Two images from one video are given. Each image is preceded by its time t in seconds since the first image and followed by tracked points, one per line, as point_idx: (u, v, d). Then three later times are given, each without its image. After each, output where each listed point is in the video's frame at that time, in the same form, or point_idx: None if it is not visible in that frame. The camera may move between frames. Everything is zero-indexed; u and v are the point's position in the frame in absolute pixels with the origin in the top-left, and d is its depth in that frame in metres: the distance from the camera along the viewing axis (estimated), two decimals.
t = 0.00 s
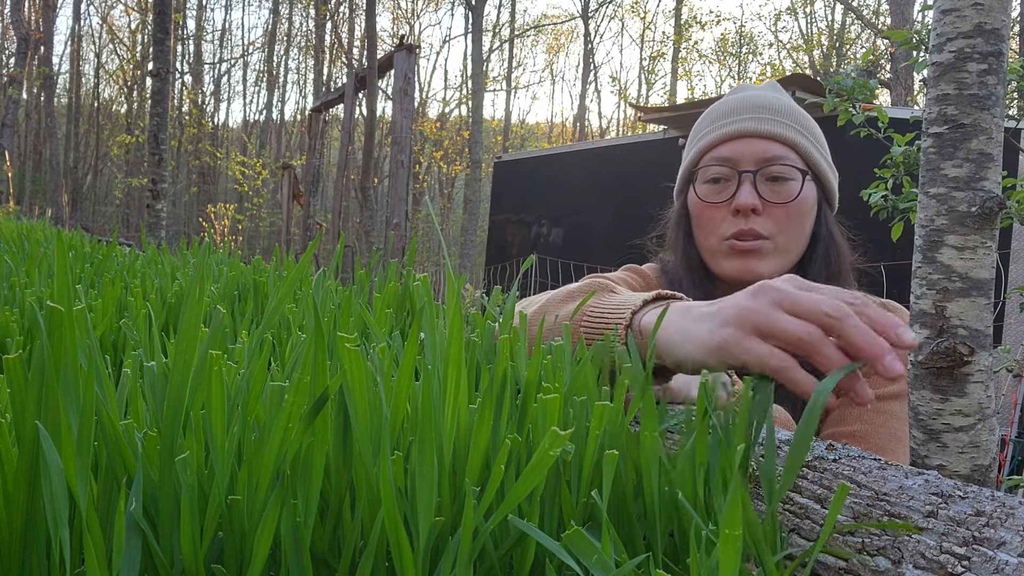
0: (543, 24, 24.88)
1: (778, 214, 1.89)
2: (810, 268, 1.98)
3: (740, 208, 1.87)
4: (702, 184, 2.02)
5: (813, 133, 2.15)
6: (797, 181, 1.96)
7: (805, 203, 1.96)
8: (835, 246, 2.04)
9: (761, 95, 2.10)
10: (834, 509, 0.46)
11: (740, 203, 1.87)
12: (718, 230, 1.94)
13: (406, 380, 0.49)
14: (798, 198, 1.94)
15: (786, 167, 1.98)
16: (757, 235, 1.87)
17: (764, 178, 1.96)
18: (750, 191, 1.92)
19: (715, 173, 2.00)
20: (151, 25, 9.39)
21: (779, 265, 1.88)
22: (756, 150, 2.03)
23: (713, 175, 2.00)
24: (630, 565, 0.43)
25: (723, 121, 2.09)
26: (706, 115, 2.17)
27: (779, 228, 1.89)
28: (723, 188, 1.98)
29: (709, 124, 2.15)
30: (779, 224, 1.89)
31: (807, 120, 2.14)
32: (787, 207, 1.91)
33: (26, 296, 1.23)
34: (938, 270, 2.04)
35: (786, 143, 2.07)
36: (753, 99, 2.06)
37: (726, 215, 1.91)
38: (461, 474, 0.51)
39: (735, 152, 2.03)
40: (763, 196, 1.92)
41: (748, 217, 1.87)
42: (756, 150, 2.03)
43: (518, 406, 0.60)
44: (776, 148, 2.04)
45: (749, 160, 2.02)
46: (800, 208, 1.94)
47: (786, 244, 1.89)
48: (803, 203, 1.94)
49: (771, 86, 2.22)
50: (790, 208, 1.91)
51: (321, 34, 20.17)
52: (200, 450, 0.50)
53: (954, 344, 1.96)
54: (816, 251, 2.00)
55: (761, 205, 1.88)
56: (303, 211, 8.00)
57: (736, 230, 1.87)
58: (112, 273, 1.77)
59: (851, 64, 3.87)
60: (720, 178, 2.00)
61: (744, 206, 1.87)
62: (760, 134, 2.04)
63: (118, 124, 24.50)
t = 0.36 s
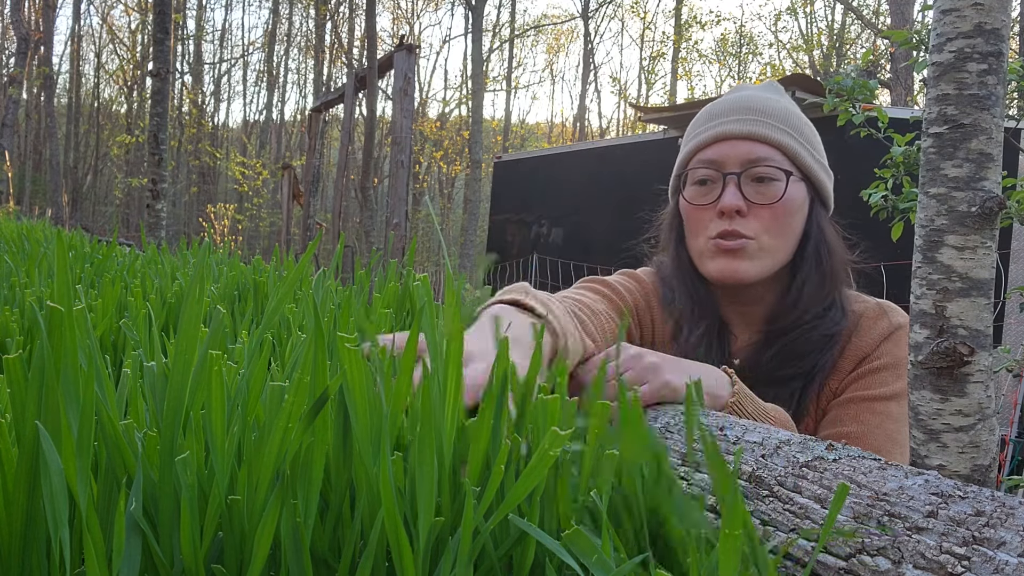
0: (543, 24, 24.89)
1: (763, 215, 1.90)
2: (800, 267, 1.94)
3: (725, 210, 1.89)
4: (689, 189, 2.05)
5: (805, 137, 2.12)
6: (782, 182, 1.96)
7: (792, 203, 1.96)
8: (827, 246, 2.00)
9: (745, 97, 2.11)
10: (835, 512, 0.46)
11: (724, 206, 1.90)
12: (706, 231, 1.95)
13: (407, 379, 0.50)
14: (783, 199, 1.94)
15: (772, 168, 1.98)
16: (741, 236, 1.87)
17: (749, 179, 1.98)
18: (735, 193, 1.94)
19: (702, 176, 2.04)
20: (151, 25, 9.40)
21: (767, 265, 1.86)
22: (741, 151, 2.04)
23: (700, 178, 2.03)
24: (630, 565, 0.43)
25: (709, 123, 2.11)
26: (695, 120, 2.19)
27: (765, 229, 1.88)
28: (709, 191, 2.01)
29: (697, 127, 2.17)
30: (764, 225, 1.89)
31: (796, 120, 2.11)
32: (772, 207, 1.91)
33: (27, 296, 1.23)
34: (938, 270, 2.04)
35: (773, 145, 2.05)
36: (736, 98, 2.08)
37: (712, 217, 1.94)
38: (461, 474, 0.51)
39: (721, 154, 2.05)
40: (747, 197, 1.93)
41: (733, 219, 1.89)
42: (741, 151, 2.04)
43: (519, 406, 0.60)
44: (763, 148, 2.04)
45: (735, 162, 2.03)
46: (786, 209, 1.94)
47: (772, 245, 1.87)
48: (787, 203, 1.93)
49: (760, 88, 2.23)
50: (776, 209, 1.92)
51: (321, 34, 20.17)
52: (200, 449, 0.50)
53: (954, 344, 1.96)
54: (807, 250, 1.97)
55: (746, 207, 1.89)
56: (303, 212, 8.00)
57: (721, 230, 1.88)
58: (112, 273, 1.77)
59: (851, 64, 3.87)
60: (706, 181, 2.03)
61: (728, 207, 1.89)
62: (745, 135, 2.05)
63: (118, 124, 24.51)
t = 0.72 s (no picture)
0: (542, 23, 24.87)
1: (758, 207, 1.92)
2: (795, 261, 1.94)
3: (719, 202, 1.92)
4: (686, 183, 2.07)
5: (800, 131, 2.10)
6: (776, 174, 1.97)
7: (788, 196, 1.97)
8: (822, 240, 1.99)
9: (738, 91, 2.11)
10: (836, 511, 0.46)
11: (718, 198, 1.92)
12: (701, 224, 1.97)
13: (407, 379, 0.50)
14: (777, 190, 1.96)
15: (766, 160, 1.99)
16: (737, 229, 1.89)
17: (743, 171, 1.99)
18: (729, 185, 1.96)
19: (697, 171, 2.06)
20: (151, 25, 9.41)
21: (763, 257, 1.88)
22: (735, 145, 2.04)
23: (695, 173, 2.05)
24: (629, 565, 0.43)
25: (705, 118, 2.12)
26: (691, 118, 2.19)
27: (758, 220, 1.90)
28: (704, 184, 2.04)
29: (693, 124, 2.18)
30: (758, 217, 1.91)
31: (791, 115, 2.11)
32: (766, 199, 1.92)
33: (26, 296, 1.23)
34: (938, 270, 2.04)
35: (767, 139, 2.04)
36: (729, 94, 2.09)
37: (708, 210, 1.96)
38: (461, 474, 0.51)
39: (717, 148, 2.06)
40: (742, 189, 1.95)
41: (727, 210, 1.91)
42: (735, 146, 2.04)
43: (520, 406, 0.61)
44: (758, 142, 2.03)
45: (729, 156, 2.03)
46: (780, 200, 1.95)
47: (765, 237, 1.89)
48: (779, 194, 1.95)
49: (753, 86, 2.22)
50: (770, 200, 1.93)
51: (320, 34, 20.16)
52: (200, 449, 0.50)
53: (954, 344, 1.95)
54: (801, 243, 1.97)
55: (739, 198, 1.91)
56: (303, 211, 7.99)
57: (716, 223, 1.91)
58: (112, 273, 1.77)
59: (851, 64, 3.87)
60: (701, 176, 2.05)
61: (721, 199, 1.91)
62: (739, 129, 2.04)
63: (118, 124, 24.50)
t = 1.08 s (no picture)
0: (542, 23, 24.85)
1: (763, 211, 1.91)
2: (799, 264, 1.93)
3: (723, 205, 1.92)
4: (690, 185, 2.06)
5: (805, 134, 2.10)
6: (781, 178, 1.96)
7: (794, 200, 1.96)
8: (826, 242, 2.00)
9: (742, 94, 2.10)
10: (836, 510, 0.47)
11: (722, 201, 1.92)
12: (705, 226, 1.97)
13: (406, 380, 0.50)
14: (783, 195, 1.95)
15: (772, 164, 1.98)
16: (742, 232, 1.90)
17: (748, 175, 1.98)
18: (734, 188, 1.96)
19: (701, 172, 2.05)
20: (151, 25, 9.42)
21: (767, 262, 1.88)
22: (739, 147, 2.03)
23: (699, 175, 2.04)
24: (630, 565, 0.43)
25: (708, 121, 2.10)
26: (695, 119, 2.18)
27: (763, 224, 1.90)
28: (709, 187, 2.03)
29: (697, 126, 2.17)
30: (763, 221, 1.91)
31: (796, 118, 2.10)
32: (771, 203, 1.92)
33: (26, 296, 1.23)
34: (938, 270, 2.04)
35: (772, 141, 2.04)
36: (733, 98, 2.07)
37: (711, 212, 1.96)
38: (461, 473, 0.51)
39: (721, 150, 2.04)
40: (746, 193, 1.95)
41: (731, 214, 1.91)
42: (739, 148, 2.02)
43: (520, 406, 0.61)
44: (762, 146, 2.03)
45: (734, 159, 2.02)
46: (785, 205, 1.94)
47: (770, 241, 1.90)
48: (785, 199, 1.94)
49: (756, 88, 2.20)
50: (775, 205, 1.92)
51: (321, 34, 20.15)
52: (200, 449, 0.50)
53: (954, 344, 1.95)
54: (805, 246, 1.97)
55: (744, 202, 1.91)
56: (303, 211, 7.99)
57: (719, 226, 1.91)
58: (112, 273, 1.77)
59: (851, 63, 3.87)
60: (706, 177, 2.04)
61: (726, 202, 1.90)
62: (744, 132, 2.03)
63: (119, 124, 24.50)
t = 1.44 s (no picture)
0: (542, 23, 24.84)
1: (779, 212, 1.90)
2: (803, 268, 1.94)
3: (741, 203, 1.89)
4: (703, 181, 2.03)
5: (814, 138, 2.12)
6: (798, 182, 1.96)
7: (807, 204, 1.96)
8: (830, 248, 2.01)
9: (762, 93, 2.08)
10: (837, 509, 0.47)
11: (741, 199, 1.89)
12: (718, 224, 1.95)
13: (406, 380, 0.49)
14: (799, 198, 1.94)
15: (789, 166, 1.97)
16: (756, 232, 1.88)
17: (766, 175, 1.96)
18: (752, 187, 1.94)
19: (716, 169, 2.02)
20: (150, 25, 9.44)
21: (780, 263, 1.87)
22: (756, 146, 2.02)
23: (715, 171, 2.01)
24: (630, 564, 0.43)
25: (725, 117, 2.07)
26: (706, 116, 2.15)
27: (778, 226, 1.89)
28: (724, 183, 1.99)
29: (709, 123, 2.14)
30: (778, 222, 1.89)
31: (808, 124, 2.11)
32: (787, 205, 1.91)
33: (26, 296, 1.23)
34: (938, 270, 2.04)
35: (786, 142, 2.04)
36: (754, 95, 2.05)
37: (726, 209, 1.93)
38: (461, 474, 0.51)
39: (737, 149, 2.03)
40: (764, 193, 1.93)
41: (749, 213, 1.88)
42: (757, 147, 2.02)
43: (521, 406, 0.60)
44: (777, 147, 2.02)
45: (751, 158, 2.01)
46: (799, 208, 1.93)
47: (783, 242, 1.89)
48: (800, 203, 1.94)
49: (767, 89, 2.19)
50: (791, 207, 1.91)
51: (320, 34, 20.15)
52: (201, 450, 0.50)
53: (954, 345, 1.95)
54: (809, 252, 1.98)
55: (762, 202, 1.89)
56: (303, 212, 7.99)
57: (735, 224, 1.89)
58: (112, 273, 1.77)
59: (851, 63, 3.87)
60: (722, 175, 2.00)
61: (746, 200, 1.88)
62: (760, 131, 2.02)
63: (119, 124, 24.50)
